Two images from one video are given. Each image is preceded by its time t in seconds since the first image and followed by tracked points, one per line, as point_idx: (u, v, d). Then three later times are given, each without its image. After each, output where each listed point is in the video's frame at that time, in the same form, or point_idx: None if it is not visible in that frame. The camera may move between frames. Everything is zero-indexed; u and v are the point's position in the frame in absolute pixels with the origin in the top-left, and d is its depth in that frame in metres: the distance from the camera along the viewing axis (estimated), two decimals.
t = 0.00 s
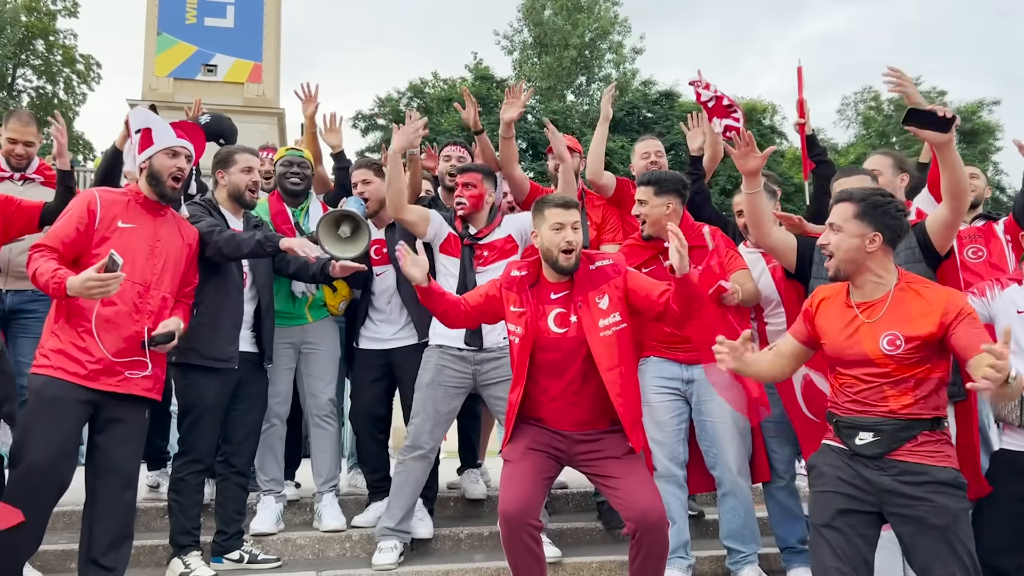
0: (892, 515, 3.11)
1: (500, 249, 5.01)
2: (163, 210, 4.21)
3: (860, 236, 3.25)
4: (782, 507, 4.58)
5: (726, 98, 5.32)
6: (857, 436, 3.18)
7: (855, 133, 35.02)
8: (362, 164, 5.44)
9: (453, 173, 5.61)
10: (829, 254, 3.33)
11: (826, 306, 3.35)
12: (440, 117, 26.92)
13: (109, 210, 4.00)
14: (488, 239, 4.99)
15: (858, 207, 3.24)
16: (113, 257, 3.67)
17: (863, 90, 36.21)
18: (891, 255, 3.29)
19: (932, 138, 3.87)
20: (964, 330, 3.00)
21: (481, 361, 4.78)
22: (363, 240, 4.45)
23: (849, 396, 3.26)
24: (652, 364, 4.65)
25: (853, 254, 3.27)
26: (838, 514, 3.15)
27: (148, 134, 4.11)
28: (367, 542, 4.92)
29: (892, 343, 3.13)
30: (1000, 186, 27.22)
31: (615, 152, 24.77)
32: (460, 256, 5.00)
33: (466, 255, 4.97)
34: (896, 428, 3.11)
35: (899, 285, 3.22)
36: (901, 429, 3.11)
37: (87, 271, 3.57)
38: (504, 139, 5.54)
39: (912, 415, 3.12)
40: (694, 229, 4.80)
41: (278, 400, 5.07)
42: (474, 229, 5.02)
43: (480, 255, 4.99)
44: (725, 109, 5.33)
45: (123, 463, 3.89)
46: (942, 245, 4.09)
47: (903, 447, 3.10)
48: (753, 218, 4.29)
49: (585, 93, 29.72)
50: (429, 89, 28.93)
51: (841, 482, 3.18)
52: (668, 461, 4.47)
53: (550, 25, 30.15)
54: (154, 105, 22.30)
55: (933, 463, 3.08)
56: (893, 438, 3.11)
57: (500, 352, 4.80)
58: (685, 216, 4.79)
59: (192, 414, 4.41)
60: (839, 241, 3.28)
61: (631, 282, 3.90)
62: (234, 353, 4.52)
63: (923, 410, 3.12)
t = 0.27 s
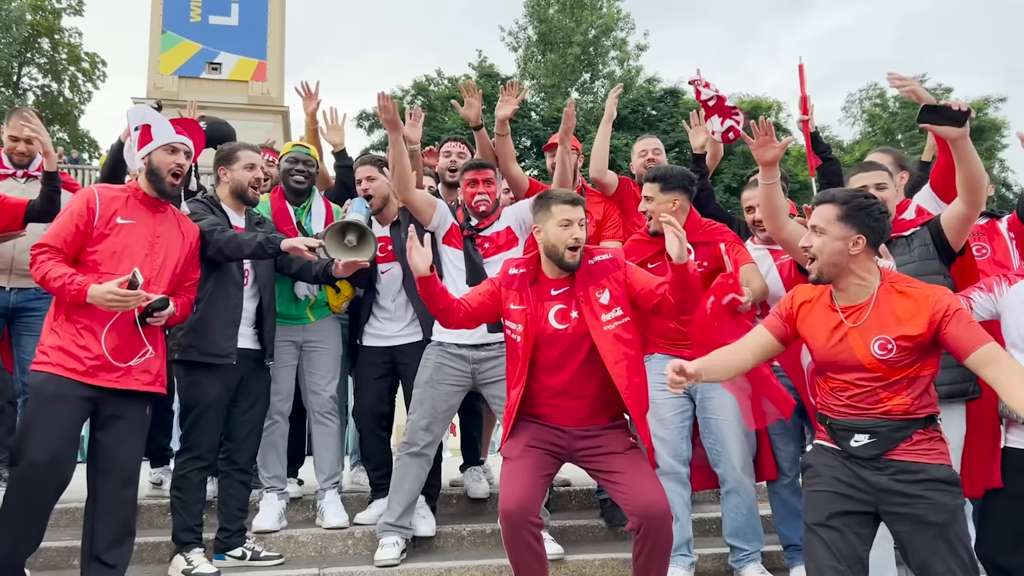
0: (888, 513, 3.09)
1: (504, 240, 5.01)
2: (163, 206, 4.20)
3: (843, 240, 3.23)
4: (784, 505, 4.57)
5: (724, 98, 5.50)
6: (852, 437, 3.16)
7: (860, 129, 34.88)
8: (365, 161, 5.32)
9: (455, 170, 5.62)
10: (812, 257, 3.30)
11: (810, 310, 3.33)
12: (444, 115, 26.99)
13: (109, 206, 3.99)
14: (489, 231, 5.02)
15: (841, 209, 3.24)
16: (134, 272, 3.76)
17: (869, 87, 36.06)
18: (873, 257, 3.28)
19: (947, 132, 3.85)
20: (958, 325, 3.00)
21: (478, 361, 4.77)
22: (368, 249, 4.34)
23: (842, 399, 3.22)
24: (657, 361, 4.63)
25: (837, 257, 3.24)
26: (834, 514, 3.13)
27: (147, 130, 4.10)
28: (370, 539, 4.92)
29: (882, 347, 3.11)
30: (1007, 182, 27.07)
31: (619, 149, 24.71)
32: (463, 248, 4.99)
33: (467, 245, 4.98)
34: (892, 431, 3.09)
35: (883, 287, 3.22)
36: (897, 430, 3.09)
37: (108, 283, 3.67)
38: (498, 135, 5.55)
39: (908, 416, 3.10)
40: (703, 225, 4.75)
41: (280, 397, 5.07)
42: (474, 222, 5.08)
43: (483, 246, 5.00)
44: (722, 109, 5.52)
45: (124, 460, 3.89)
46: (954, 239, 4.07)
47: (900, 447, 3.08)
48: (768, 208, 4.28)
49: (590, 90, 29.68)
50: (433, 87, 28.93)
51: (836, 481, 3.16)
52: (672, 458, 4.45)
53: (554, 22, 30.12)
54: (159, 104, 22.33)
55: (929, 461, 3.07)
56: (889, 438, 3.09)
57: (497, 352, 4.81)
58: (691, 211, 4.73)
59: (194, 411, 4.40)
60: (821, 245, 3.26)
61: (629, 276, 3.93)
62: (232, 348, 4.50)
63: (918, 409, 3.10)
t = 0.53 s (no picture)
0: (881, 514, 3.06)
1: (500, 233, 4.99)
2: (159, 203, 4.19)
3: (863, 237, 3.16)
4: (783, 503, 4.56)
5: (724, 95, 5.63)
6: (845, 436, 3.14)
7: (867, 126, 34.68)
8: (364, 160, 5.33)
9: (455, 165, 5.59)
10: (827, 254, 3.20)
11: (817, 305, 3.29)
12: (450, 113, 26.99)
13: (104, 203, 3.99)
14: (484, 225, 4.99)
15: (862, 205, 3.16)
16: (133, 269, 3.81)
17: (876, 83, 35.86)
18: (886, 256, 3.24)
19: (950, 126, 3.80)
20: (946, 336, 2.99)
21: (471, 357, 4.75)
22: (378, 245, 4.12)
23: (841, 396, 3.19)
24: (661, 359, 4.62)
25: (854, 254, 3.16)
26: (825, 514, 3.10)
27: (141, 126, 4.08)
28: (370, 536, 4.92)
29: (888, 347, 3.10)
30: (1016, 179, 26.87)
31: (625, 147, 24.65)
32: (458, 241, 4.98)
33: (462, 237, 4.95)
34: (886, 429, 3.07)
35: (890, 285, 3.19)
36: (892, 430, 3.06)
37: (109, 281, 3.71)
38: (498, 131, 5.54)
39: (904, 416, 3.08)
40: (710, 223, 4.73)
41: (284, 395, 5.03)
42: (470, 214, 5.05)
43: (478, 238, 4.98)
44: (722, 106, 5.65)
45: (122, 457, 3.89)
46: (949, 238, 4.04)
47: (893, 447, 3.06)
48: (767, 206, 4.22)
49: (596, 87, 29.60)
50: (439, 85, 28.92)
51: (829, 481, 3.13)
52: (672, 456, 4.43)
53: (560, 19, 30.06)
54: (165, 101, 22.35)
55: (922, 461, 3.06)
56: (883, 438, 3.07)
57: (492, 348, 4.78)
58: (698, 208, 4.72)
59: (193, 408, 4.40)
60: (840, 242, 3.17)
61: (626, 271, 3.89)
62: (228, 347, 4.48)
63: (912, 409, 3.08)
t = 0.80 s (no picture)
0: (880, 511, 3.04)
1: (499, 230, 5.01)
2: (156, 198, 4.19)
3: (896, 227, 3.13)
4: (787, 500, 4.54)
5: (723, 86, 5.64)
6: (847, 430, 3.10)
7: (875, 122, 34.48)
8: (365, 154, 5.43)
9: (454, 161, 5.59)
10: (859, 242, 3.16)
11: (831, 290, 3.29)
12: (455, 109, 26.99)
13: (101, 199, 4.00)
14: (483, 221, 5.01)
15: (898, 196, 3.11)
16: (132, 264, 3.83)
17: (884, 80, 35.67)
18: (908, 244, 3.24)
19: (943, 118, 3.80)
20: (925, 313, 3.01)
21: (472, 354, 4.75)
22: (371, 237, 4.35)
23: (844, 391, 3.19)
24: (663, 354, 4.59)
25: (887, 244, 3.13)
26: (825, 509, 3.07)
27: (136, 122, 4.08)
28: (370, 532, 4.92)
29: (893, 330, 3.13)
30: None
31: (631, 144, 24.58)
32: (458, 239, 4.97)
33: (463, 237, 4.97)
34: (887, 425, 3.04)
35: (909, 270, 3.20)
36: (893, 425, 3.04)
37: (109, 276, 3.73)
38: (506, 117, 5.50)
39: (906, 411, 3.05)
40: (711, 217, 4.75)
41: (285, 390, 5.04)
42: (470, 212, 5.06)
43: (478, 237, 5.01)
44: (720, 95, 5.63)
45: (121, 452, 3.90)
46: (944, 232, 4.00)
47: (895, 442, 3.04)
48: (757, 200, 4.19)
49: (601, 84, 29.53)
50: (445, 82, 28.91)
51: (828, 476, 3.11)
52: (673, 452, 4.40)
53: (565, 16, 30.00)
54: (171, 98, 22.41)
55: (923, 458, 3.03)
56: (884, 434, 3.04)
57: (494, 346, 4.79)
58: (699, 204, 4.73)
59: (193, 404, 4.41)
60: (876, 231, 3.12)
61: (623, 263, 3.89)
62: (228, 342, 4.48)
63: (913, 407, 3.05)
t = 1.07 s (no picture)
0: (873, 506, 3.03)
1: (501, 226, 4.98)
2: (155, 194, 4.20)
3: (903, 218, 3.12)
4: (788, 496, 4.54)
5: (721, 82, 5.76)
6: (841, 423, 3.10)
7: (883, 119, 34.31)
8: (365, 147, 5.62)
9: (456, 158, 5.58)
10: (865, 233, 3.16)
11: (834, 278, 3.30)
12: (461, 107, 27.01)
13: (101, 195, 4.02)
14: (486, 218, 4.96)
15: (903, 186, 3.09)
16: (132, 258, 3.84)
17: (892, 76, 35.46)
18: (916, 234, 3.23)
19: (934, 120, 3.75)
20: (919, 308, 2.98)
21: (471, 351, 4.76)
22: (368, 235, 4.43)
23: (840, 383, 3.19)
24: (661, 350, 4.58)
25: (894, 234, 3.13)
26: (821, 501, 3.08)
27: (135, 117, 4.09)
28: (370, 527, 4.93)
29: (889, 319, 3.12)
30: None
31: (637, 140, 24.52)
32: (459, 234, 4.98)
33: (461, 233, 4.93)
34: (880, 419, 3.03)
35: (915, 262, 3.18)
36: (886, 420, 3.02)
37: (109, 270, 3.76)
38: (512, 105, 5.47)
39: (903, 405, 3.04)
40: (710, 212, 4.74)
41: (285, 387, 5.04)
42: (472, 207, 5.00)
43: (479, 234, 4.97)
44: (717, 91, 5.79)
45: (121, 446, 3.92)
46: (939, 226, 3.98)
47: (888, 437, 3.02)
48: (750, 197, 4.32)
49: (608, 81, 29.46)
50: (451, 79, 28.91)
51: (823, 469, 3.11)
52: (672, 447, 4.40)
53: (571, 13, 29.95)
54: (178, 96, 22.49)
55: (918, 455, 3.00)
56: (877, 427, 3.03)
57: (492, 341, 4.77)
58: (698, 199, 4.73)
59: (194, 399, 4.43)
60: (881, 221, 3.12)
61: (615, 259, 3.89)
62: (233, 341, 4.51)
63: (910, 399, 3.03)
